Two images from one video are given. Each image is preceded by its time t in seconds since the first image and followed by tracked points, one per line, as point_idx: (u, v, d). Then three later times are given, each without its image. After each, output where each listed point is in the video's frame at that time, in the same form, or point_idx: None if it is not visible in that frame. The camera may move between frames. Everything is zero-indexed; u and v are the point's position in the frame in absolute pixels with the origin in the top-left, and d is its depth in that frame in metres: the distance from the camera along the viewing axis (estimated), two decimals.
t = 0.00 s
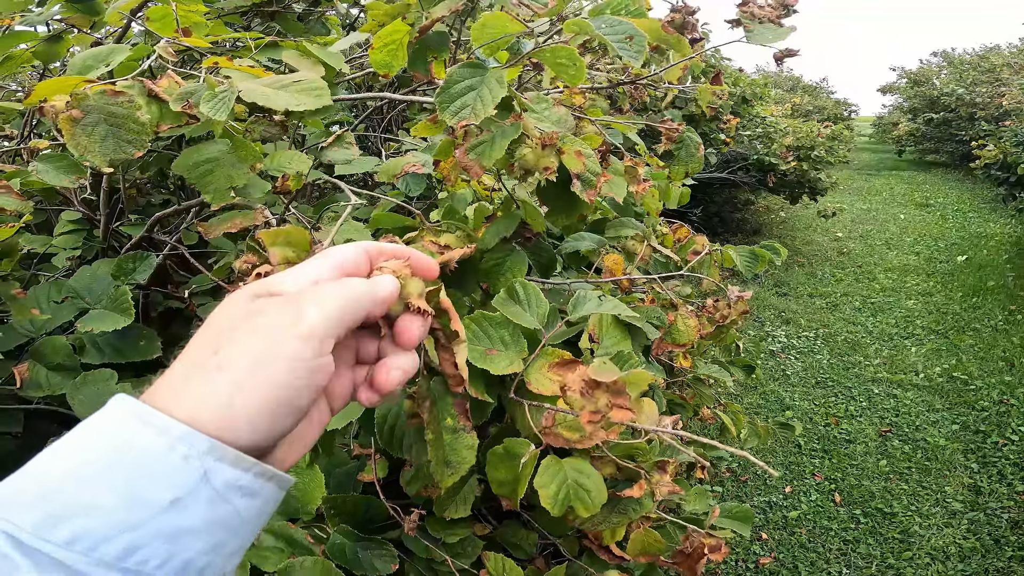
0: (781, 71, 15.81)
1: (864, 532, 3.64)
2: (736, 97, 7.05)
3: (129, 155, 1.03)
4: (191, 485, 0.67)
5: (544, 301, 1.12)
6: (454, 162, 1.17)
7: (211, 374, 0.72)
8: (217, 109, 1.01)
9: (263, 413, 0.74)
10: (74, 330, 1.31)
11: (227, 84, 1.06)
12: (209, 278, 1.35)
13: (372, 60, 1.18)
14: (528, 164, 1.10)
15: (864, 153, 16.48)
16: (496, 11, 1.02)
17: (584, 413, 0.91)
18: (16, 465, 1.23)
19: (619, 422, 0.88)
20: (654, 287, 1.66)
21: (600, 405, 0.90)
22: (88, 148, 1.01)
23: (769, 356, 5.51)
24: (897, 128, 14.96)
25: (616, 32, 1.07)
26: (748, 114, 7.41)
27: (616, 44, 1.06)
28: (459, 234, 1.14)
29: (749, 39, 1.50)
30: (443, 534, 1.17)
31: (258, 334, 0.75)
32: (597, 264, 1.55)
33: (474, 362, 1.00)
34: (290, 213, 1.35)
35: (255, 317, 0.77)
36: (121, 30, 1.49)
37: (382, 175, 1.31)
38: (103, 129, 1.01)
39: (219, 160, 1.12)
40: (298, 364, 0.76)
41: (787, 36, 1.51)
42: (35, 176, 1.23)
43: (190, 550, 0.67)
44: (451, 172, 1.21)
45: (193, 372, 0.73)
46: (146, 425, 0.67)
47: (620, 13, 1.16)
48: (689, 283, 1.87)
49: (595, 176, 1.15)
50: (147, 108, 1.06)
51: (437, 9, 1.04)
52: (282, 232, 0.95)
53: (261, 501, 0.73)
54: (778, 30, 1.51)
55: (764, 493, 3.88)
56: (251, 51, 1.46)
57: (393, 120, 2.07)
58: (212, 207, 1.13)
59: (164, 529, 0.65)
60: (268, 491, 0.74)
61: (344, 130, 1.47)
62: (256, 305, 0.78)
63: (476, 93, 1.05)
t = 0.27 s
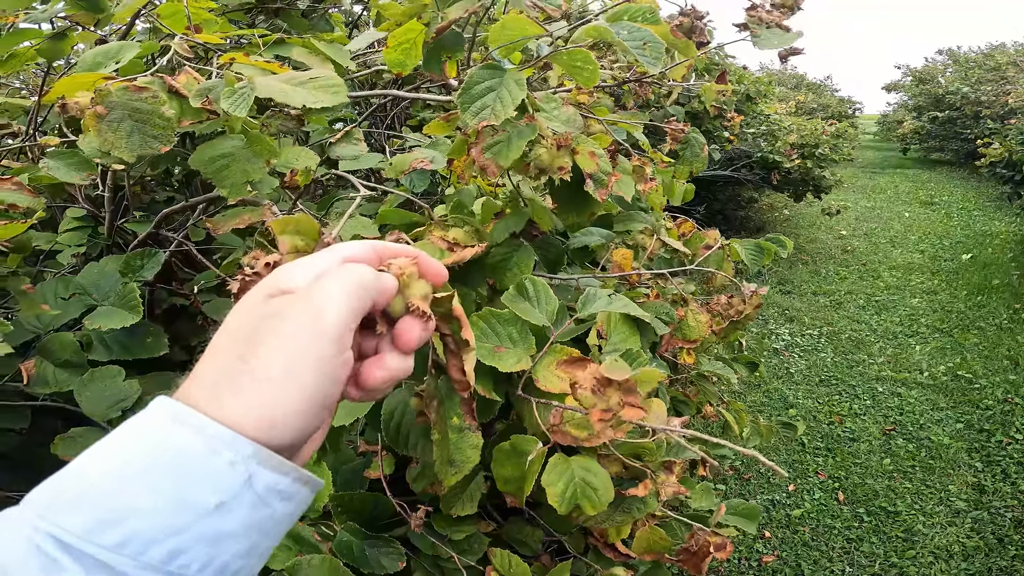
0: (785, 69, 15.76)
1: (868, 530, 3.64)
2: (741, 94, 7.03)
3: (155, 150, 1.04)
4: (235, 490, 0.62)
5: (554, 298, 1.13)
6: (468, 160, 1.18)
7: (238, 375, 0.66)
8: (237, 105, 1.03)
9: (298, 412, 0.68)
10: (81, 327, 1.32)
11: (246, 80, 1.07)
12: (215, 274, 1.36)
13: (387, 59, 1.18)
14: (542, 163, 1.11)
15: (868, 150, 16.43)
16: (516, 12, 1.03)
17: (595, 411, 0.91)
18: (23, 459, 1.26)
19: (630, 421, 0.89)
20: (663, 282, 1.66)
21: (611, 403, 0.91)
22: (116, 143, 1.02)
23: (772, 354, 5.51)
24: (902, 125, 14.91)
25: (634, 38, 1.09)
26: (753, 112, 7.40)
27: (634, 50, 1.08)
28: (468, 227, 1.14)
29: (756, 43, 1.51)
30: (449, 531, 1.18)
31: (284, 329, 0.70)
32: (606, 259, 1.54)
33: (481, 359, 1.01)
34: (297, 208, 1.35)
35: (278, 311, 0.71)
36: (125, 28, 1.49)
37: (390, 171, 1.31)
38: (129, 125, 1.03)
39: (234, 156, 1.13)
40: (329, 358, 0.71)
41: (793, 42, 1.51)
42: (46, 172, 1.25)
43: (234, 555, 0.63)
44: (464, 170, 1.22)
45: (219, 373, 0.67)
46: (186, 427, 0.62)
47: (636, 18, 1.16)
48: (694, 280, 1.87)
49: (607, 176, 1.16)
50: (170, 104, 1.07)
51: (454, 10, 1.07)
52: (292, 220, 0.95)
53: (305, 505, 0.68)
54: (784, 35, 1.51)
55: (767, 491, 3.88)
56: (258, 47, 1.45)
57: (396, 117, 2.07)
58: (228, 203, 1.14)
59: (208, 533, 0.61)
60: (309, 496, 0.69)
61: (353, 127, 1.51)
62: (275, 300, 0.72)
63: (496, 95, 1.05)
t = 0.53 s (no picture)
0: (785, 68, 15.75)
1: (867, 529, 3.64)
2: (740, 93, 7.03)
3: (151, 147, 1.04)
4: (236, 492, 0.63)
5: (555, 297, 1.12)
6: (469, 159, 1.18)
7: (241, 387, 0.67)
8: (238, 101, 1.03)
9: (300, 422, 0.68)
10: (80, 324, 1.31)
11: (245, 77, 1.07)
12: (215, 273, 1.36)
13: (386, 58, 1.18)
14: (544, 161, 1.12)
15: (868, 149, 16.43)
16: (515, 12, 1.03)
17: (598, 405, 0.91)
18: (23, 458, 1.27)
19: (634, 414, 0.89)
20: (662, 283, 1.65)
21: (615, 396, 0.91)
22: (111, 141, 1.02)
23: (772, 353, 5.51)
24: (901, 124, 14.91)
25: (634, 38, 1.08)
26: (752, 111, 7.39)
27: (636, 50, 1.08)
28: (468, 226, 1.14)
29: (755, 38, 1.51)
30: (449, 531, 1.18)
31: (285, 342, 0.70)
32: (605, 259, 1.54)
33: (482, 358, 1.01)
34: (297, 208, 1.34)
35: (279, 323, 0.71)
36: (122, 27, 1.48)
37: (390, 170, 1.32)
38: (124, 122, 1.03)
39: (233, 154, 1.13)
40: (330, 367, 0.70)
41: (792, 36, 1.51)
42: (44, 171, 1.25)
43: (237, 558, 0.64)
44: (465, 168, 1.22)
45: (222, 386, 0.67)
46: (188, 433, 0.63)
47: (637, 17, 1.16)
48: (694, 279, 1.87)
49: (607, 172, 1.18)
50: (168, 101, 1.07)
51: (454, 9, 1.06)
52: (292, 230, 0.95)
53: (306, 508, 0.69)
54: (784, 30, 1.52)
55: (767, 490, 3.88)
56: (257, 45, 1.44)
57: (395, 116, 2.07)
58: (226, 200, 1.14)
59: (211, 535, 0.62)
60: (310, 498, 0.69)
61: (351, 127, 1.50)
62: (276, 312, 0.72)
63: (497, 94, 1.05)
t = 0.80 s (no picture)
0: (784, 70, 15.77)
1: (866, 532, 3.64)
2: (740, 95, 7.03)
3: (153, 149, 1.04)
4: (250, 498, 0.62)
5: (555, 298, 1.12)
6: (468, 159, 1.18)
7: (254, 399, 0.66)
8: (237, 104, 1.02)
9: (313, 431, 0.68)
10: (76, 325, 1.31)
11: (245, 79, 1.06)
12: (213, 273, 1.35)
13: (385, 57, 1.18)
14: (543, 161, 1.11)
15: (867, 151, 16.44)
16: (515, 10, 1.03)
17: (597, 411, 0.91)
18: (18, 460, 1.27)
19: (635, 419, 0.89)
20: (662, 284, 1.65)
21: (614, 400, 0.90)
22: (113, 143, 1.02)
23: (771, 355, 5.51)
24: (900, 126, 14.92)
25: (634, 34, 1.07)
26: (752, 113, 7.40)
27: (635, 46, 1.07)
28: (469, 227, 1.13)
29: (758, 39, 1.50)
30: (448, 533, 1.17)
31: (296, 355, 0.70)
32: (605, 260, 1.54)
33: (482, 359, 1.00)
34: (296, 209, 1.33)
35: (290, 335, 0.70)
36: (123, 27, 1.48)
37: (390, 170, 1.31)
38: (127, 124, 1.02)
39: (233, 156, 1.12)
40: (340, 376, 0.71)
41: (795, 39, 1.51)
42: (42, 171, 1.24)
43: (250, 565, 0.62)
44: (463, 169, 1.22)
45: (233, 398, 0.66)
46: (203, 440, 0.62)
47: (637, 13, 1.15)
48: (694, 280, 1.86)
49: (608, 173, 1.17)
50: (168, 102, 1.07)
51: (454, 9, 1.06)
52: (293, 235, 0.95)
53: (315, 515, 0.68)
54: (786, 32, 1.51)
55: (766, 493, 3.87)
56: (256, 45, 1.44)
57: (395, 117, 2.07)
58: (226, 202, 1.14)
59: (226, 541, 0.61)
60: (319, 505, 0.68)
61: (350, 126, 1.49)
62: (285, 324, 0.71)
63: (496, 92, 1.05)
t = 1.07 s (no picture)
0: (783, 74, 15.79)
1: (864, 535, 3.63)
2: (740, 98, 7.04)
3: (136, 146, 1.03)
4: (250, 501, 0.61)
5: (554, 302, 1.11)
6: (466, 161, 1.17)
7: (252, 402, 0.65)
8: (225, 101, 1.01)
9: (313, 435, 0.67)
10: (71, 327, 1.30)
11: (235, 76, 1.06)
12: (210, 275, 1.34)
13: (382, 56, 1.17)
14: (543, 162, 1.10)
15: (865, 155, 16.46)
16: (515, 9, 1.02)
17: (596, 423, 0.91)
18: (11, 462, 1.26)
19: (632, 433, 0.88)
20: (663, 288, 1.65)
21: (613, 414, 0.90)
22: (97, 140, 1.01)
23: (770, 358, 5.50)
24: (899, 130, 14.94)
25: (636, 34, 1.08)
26: (751, 116, 7.41)
27: (637, 46, 1.08)
28: (468, 229, 1.13)
29: (760, 40, 1.49)
30: (445, 537, 1.16)
31: (295, 357, 0.68)
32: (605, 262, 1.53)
33: (479, 363, 1.00)
34: (293, 210, 1.33)
35: (290, 338, 0.69)
36: (123, 25, 1.47)
37: (389, 171, 1.29)
38: (111, 120, 1.01)
39: (226, 154, 1.12)
40: (341, 380, 0.70)
41: (798, 38, 1.51)
42: (36, 170, 1.23)
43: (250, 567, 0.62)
44: (462, 170, 1.22)
45: (232, 402, 0.65)
46: (203, 444, 0.61)
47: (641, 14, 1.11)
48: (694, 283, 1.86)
49: (608, 174, 1.16)
50: (156, 100, 1.06)
51: (453, 7, 1.06)
52: (292, 239, 0.95)
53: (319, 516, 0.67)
54: (789, 31, 1.51)
55: (764, 495, 3.86)
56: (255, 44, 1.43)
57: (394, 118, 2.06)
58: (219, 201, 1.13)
59: (227, 544, 0.60)
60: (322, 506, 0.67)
61: (349, 126, 1.47)
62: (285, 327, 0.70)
63: (495, 92, 1.04)
